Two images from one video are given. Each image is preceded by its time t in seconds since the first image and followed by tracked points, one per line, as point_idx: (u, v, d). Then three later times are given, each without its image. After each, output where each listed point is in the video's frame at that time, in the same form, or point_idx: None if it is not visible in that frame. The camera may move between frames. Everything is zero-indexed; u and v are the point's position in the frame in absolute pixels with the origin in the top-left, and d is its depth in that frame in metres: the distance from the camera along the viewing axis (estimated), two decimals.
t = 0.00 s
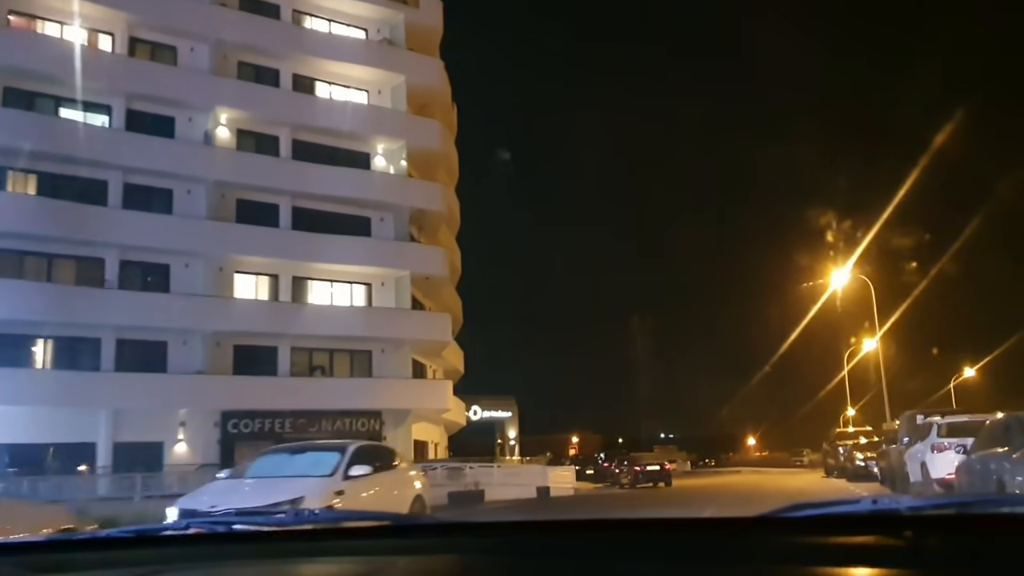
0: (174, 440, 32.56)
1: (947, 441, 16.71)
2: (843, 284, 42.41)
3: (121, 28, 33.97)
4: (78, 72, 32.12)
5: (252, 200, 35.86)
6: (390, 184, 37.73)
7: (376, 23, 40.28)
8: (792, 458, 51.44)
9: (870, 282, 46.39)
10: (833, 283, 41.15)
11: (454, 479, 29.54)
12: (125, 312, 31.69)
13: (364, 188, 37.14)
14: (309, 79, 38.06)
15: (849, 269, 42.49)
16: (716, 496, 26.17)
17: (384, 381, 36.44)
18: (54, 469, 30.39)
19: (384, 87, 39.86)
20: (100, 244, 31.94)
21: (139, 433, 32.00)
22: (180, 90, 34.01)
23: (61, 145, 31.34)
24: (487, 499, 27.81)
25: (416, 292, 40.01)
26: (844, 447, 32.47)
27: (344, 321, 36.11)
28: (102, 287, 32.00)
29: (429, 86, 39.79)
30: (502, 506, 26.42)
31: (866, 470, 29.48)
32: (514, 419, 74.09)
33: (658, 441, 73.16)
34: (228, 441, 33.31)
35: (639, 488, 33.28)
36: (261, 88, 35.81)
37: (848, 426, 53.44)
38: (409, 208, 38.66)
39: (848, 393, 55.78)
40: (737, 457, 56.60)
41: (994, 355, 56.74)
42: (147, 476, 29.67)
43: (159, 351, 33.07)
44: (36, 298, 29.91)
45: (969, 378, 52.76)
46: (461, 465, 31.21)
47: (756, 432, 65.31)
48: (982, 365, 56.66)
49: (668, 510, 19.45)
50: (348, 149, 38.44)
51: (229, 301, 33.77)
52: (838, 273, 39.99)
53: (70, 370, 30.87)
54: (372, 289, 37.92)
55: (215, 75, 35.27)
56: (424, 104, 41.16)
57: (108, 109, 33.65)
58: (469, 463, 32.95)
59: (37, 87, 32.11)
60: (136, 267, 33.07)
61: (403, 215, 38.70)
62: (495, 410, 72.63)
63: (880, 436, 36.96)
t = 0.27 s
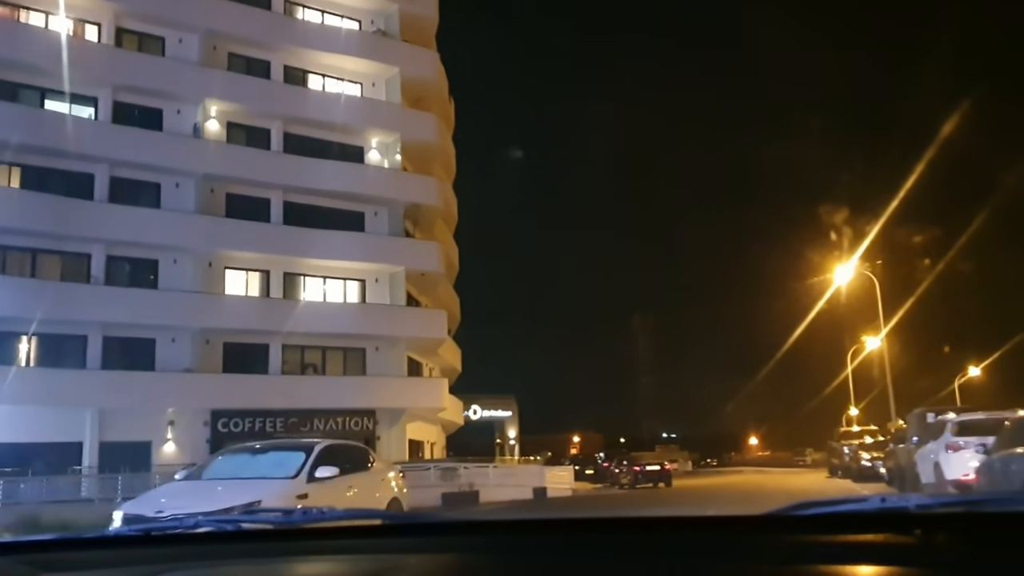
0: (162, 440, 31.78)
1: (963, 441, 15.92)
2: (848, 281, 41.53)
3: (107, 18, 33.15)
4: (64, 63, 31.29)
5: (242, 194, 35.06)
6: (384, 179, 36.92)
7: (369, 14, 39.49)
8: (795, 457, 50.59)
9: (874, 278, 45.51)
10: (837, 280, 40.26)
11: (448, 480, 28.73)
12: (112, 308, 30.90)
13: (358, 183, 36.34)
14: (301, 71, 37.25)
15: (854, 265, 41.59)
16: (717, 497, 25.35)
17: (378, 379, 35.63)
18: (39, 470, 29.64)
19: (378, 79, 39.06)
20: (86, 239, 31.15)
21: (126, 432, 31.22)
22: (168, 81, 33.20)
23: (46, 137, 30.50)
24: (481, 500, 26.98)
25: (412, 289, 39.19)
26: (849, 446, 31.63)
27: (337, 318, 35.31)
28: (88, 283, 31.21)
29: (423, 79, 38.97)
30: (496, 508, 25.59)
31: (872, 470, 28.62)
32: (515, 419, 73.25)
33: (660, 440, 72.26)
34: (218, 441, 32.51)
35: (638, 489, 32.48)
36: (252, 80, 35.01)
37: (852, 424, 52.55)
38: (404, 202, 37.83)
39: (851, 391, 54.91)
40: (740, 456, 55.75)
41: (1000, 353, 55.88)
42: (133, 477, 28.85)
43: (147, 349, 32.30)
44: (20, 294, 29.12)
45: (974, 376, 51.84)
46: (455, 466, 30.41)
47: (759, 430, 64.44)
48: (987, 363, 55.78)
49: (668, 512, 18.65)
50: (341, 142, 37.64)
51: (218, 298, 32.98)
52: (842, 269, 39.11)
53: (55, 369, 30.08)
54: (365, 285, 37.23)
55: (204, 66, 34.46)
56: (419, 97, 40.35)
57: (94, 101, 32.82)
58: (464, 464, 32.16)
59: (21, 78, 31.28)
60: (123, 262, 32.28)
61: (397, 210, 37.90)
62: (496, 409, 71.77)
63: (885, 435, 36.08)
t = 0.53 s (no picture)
0: (147, 439, 30.90)
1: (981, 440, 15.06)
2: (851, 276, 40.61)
3: (91, 6, 32.25)
4: (47, 50, 30.37)
5: (230, 187, 34.17)
6: (376, 171, 36.07)
7: (362, 3, 38.67)
8: (796, 456, 49.72)
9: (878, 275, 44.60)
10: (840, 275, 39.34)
11: (440, 480, 27.82)
12: (95, 304, 30.03)
13: (350, 175, 35.50)
14: (291, 61, 36.41)
15: (857, 260, 40.68)
16: (717, 497, 24.49)
17: (370, 377, 34.68)
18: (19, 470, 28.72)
19: (370, 70, 38.23)
20: (68, 232, 30.27)
21: (110, 432, 30.33)
22: (154, 71, 32.32)
23: (26, 127, 29.52)
24: (474, 501, 26.06)
25: (405, 284, 38.31)
26: (853, 445, 30.75)
27: (328, 314, 34.43)
28: (70, 278, 30.31)
29: (416, 69, 38.12)
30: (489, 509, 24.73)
31: (876, 469, 27.75)
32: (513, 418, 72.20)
33: (661, 440, 71.33)
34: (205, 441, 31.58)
35: (636, 489, 31.61)
36: (240, 70, 34.14)
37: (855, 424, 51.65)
38: (396, 196, 36.97)
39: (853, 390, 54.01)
40: (741, 456, 54.85)
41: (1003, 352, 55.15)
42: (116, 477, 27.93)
43: (131, 345, 31.45)
44: None
45: (977, 374, 51.07)
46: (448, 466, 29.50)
47: (760, 430, 63.53)
48: (991, 362, 54.98)
49: (664, 516, 17.77)
50: (332, 134, 36.80)
51: (204, 293, 32.11)
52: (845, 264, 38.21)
53: (35, 366, 29.17)
54: (357, 281, 36.33)
55: (192, 55, 33.59)
56: (413, 88, 39.52)
57: (77, 91, 31.85)
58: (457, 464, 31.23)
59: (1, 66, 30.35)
60: (107, 256, 31.39)
61: (389, 204, 37.03)
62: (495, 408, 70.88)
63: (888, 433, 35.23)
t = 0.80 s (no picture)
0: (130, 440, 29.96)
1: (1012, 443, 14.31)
2: (855, 277, 39.74)
3: None
4: (34, 41, 29.47)
5: (219, 181, 33.42)
6: (369, 167, 35.35)
7: None
8: (797, 460, 48.89)
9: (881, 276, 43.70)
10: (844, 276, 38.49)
11: (432, 484, 26.93)
12: (78, 300, 29.29)
13: (342, 170, 34.80)
14: (283, 54, 35.64)
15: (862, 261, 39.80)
16: (714, 502, 23.69)
17: (361, 376, 33.95)
18: None
19: (364, 64, 37.45)
20: (51, 227, 29.51)
21: (93, 432, 29.57)
22: (142, 62, 31.47)
23: (7, 119, 28.73)
24: (467, 506, 25.17)
25: (398, 282, 37.53)
26: (859, 450, 29.83)
27: (319, 312, 33.68)
28: (52, 274, 29.56)
29: (412, 64, 37.34)
30: (479, 513, 23.94)
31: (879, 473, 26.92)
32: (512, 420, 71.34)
33: (662, 443, 70.43)
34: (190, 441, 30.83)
35: (635, 494, 30.70)
36: (231, 62, 33.36)
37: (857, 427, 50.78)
38: (390, 192, 36.17)
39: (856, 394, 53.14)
40: (741, 459, 54.00)
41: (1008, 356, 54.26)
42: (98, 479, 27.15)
43: (115, 343, 30.70)
44: None
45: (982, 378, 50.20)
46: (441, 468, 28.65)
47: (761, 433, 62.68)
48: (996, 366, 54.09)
49: (663, 526, 16.91)
50: (324, 129, 36.02)
51: (191, 290, 31.34)
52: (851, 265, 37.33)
53: (16, 364, 28.42)
54: (349, 278, 35.56)
55: (181, 47, 32.80)
56: (407, 82, 38.76)
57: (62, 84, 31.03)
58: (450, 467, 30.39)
59: None
60: (91, 252, 30.61)
61: (383, 200, 36.23)
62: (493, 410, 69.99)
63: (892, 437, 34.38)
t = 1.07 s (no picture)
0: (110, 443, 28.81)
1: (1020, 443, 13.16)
2: (860, 274, 38.51)
3: None
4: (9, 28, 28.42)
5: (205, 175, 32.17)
6: (361, 161, 34.04)
7: None
8: (802, 463, 47.67)
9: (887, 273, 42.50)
10: (848, 272, 37.27)
11: (419, 488, 25.75)
12: (55, 298, 28.17)
13: (333, 165, 33.53)
14: (271, 45, 34.52)
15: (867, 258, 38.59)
16: (717, 506, 22.51)
17: (351, 377, 32.75)
18: None
19: (356, 56, 36.32)
20: (27, 221, 28.38)
21: (71, 435, 28.40)
22: (124, 52, 30.40)
23: None
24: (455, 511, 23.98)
25: (391, 280, 36.29)
26: (861, 449, 28.64)
27: (308, 311, 32.51)
28: (29, 271, 28.44)
29: (404, 54, 36.20)
30: (470, 518, 22.76)
31: (889, 476, 25.70)
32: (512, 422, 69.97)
33: (664, 446, 69.13)
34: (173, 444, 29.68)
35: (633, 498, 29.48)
36: (216, 52, 32.29)
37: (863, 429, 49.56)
38: (383, 187, 34.82)
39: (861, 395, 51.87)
40: (744, 462, 52.77)
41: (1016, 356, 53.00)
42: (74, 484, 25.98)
43: (95, 342, 29.57)
44: None
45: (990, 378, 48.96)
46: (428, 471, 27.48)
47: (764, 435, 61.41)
48: (1003, 366, 52.83)
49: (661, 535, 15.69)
50: (315, 122, 34.83)
51: (174, 288, 30.22)
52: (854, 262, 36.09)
53: None
54: (340, 276, 34.28)
55: (165, 37, 31.70)
56: (400, 74, 37.62)
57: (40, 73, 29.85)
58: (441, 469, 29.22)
59: None
60: (69, 247, 29.48)
61: (375, 195, 34.94)
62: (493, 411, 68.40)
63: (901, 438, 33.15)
